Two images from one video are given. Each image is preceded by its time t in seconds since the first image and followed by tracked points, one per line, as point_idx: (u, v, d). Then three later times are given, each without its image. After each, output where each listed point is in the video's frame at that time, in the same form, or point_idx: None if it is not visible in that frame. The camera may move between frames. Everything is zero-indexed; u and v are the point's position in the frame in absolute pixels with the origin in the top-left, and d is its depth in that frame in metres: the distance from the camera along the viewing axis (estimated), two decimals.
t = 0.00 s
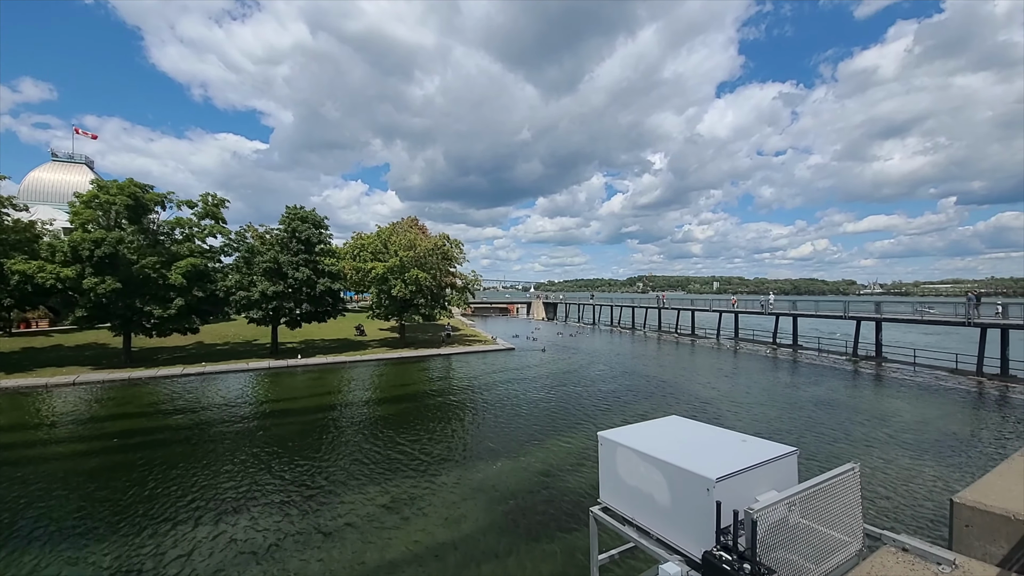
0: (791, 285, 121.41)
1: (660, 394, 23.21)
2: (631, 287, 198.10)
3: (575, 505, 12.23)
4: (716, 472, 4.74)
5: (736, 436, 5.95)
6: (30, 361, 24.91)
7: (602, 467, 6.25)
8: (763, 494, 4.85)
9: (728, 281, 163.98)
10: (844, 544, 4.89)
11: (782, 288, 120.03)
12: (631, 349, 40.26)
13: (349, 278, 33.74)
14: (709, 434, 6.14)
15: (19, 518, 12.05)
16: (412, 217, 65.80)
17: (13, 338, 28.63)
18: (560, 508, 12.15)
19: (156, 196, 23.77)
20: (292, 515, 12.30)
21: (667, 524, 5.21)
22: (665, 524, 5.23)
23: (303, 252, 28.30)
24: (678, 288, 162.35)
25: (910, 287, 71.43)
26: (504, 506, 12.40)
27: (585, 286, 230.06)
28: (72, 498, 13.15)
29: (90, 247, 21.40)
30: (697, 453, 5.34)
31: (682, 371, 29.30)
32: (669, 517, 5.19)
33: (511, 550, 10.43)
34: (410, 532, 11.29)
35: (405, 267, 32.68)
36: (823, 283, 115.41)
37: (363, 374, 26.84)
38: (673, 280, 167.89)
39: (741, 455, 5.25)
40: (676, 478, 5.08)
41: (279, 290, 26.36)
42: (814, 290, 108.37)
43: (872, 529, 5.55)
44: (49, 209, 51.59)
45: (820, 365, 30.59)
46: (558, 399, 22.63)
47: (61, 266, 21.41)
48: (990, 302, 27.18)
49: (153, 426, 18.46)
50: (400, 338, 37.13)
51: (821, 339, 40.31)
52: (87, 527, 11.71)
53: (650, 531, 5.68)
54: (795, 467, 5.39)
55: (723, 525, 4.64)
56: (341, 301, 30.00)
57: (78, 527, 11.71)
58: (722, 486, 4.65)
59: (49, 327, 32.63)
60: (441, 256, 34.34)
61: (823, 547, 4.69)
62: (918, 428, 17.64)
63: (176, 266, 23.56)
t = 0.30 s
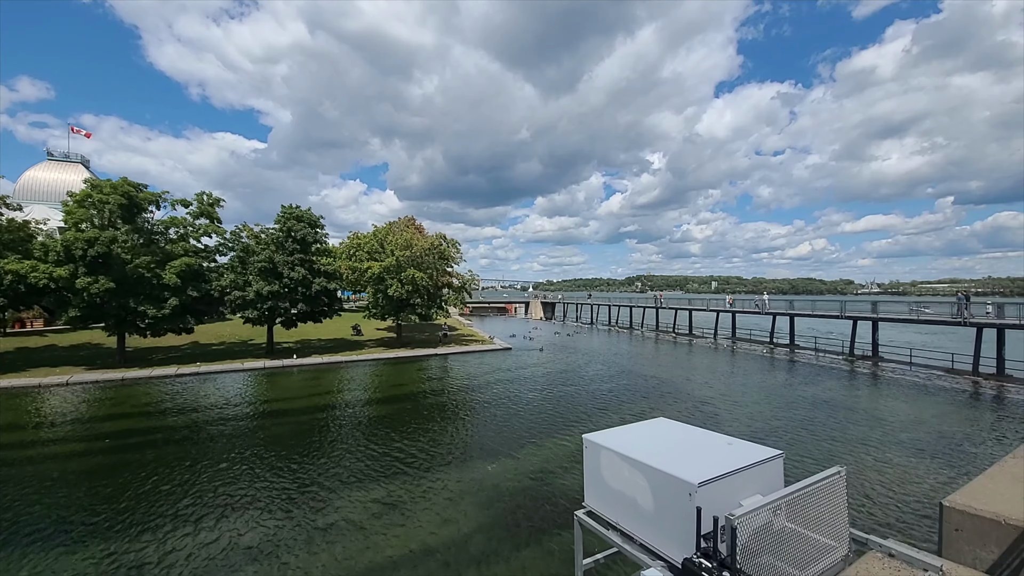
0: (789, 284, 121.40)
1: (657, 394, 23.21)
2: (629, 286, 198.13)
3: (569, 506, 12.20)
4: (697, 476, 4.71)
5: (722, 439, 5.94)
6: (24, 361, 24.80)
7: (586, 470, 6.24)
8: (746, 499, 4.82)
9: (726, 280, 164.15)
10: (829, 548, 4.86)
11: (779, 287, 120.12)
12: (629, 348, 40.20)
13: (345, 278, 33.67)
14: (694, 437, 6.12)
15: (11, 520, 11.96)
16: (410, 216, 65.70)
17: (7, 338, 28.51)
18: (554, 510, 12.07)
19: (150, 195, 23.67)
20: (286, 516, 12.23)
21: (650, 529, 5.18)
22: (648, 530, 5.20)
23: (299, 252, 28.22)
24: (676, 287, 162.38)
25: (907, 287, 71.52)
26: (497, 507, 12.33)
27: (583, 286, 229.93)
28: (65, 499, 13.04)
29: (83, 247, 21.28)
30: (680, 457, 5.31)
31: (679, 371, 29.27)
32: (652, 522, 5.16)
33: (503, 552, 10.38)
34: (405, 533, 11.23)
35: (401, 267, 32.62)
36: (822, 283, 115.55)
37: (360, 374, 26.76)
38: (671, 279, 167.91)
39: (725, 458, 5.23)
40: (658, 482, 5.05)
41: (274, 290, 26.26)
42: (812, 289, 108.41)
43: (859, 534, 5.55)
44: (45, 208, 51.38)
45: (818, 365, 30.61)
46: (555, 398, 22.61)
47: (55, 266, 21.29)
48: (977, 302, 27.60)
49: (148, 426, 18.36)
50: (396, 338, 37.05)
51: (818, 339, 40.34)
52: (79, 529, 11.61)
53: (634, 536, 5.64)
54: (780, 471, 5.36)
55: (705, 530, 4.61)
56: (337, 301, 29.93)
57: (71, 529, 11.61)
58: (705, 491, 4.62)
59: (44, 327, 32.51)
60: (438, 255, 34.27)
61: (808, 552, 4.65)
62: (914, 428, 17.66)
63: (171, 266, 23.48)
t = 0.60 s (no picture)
0: (787, 285, 121.51)
1: (654, 395, 23.15)
2: (628, 286, 198.19)
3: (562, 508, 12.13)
4: (680, 482, 4.65)
5: (709, 442, 5.89)
6: (17, 362, 24.66)
7: (571, 473, 6.21)
8: (731, 506, 4.75)
9: (724, 281, 164.32)
10: (816, 555, 4.80)
11: (777, 288, 120.08)
12: (627, 349, 40.13)
13: (342, 279, 33.58)
14: (682, 440, 6.07)
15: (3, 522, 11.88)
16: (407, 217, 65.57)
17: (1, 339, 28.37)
18: (547, 513, 11.96)
19: (144, 195, 23.59)
20: (281, 517, 12.18)
21: (633, 534, 5.14)
22: (632, 536, 5.15)
23: (294, 252, 28.11)
24: (674, 288, 162.41)
25: (904, 287, 71.64)
26: (490, 509, 12.24)
27: (582, 286, 230.06)
28: (57, 501, 12.95)
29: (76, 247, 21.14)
30: (665, 461, 5.26)
31: (676, 372, 29.22)
32: (636, 527, 5.11)
33: (495, 554, 10.27)
34: (399, 534, 11.18)
35: (398, 267, 32.52)
36: (819, 283, 115.65)
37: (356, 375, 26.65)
38: (669, 279, 167.90)
39: (711, 463, 5.18)
40: (642, 487, 5.00)
41: (269, 290, 26.15)
42: (810, 289, 108.38)
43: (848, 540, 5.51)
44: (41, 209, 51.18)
45: (815, 365, 30.59)
46: (553, 399, 22.56)
47: (48, 266, 21.16)
48: (966, 302, 28.08)
49: (142, 427, 18.26)
50: (393, 338, 36.94)
51: (815, 339, 40.35)
52: (71, 531, 11.52)
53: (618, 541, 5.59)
54: (767, 475, 5.31)
55: (686, 538, 4.55)
56: (333, 301, 29.83)
57: (63, 530, 11.53)
58: (688, 496, 4.56)
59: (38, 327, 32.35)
60: (435, 256, 34.16)
61: (793, 558, 4.59)
62: (910, 428, 17.62)
63: (165, 266, 23.40)
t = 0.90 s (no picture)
0: (785, 284, 121.53)
1: (651, 395, 23.10)
2: (626, 286, 198.20)
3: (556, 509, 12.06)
4: (663, 488, 4.59)
5: (696, 447, 5.84)
6: (10, 362, 24.52)
7: (555, 477, 6.17)
8: (716, 513, 4.71)
9: (722, 280, 164.48)
10: (806, 561, 4.75)
11: (775, 288, 120.07)
12: (625, 348, 40.06)
13: (338, 278, 33.48)
14: (669, 444, 6.03)
15: None
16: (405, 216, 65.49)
17: None
18: (541, 514, 11.90)
19: (137, 194, 23.47)
20: (276, 518, 12.12)
21: (616, 542, 5.09)
22: (614, 544, 5.11)
23: (290, 252, 28.01)
24: (673, 287, 162.48)
25: (902, 287, 71.70)
26: (484, 511, 12.15)
27: (580, 286, 229.93)
28: (54, 501, 12.90)
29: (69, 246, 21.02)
30: (650, 466, 5.22)
31: (674, 371, 29.17)
32: (618, 535, 5.07)
33: (488, 556, 10.18)
34: (395, 535, 11.12)
35: (394, 267, 32.44)
36: (817, 283, 115.65)
37: (353, 375, 26.54)
38: (668, 279, 167.93)
39: (697, 468, 5.13)
40: (624, 492, 4.96)
41: (263, 290, 26.03)
42: (808, 289, 108.28)
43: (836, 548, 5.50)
44: (36, 208, 50.92)
45: (812, 365, 30.60)
46: (550, 398, 22.51)
47: (40, 266, 21.02)
48: (956, 300, 28.27)
49: (138, 428, 18.18)
50: (390, 338, 36.86)
51: (812, 339, 40.31)
52: (66, 531, 11.45)
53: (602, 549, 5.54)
54: (756, 480, 5.27)
55: (669, 546, 4.51)
56: (329, 301, 29.74)
57: (59, 531, 11.47)
58: (671, 503, 4.51)
59: (32, 327, 32.18)
60: (431, 255, 34.06)
61: (782, 564, 4.54)
62: (906, 429, 17.60)
63: (158, 265, 23.30)
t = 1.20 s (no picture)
0: (784, 284, 121.50)
1: (648, 395, 23.06)
2: (625, 286, 198.16)
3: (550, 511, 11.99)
4: (646, 497, 4.53)
5: (683, 452, 5.78)
6: (5, 362, 24.44)
7: (540, 482, 6.13)
8: (703, 521, 4.65)
9: (721, 280, 164.56)
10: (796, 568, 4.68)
11: (775, 287, 119.97)
12: (623, 348, 39.98)
13: (335, 279, 33.43)
14: (655, 449, 5.96)
15: None
16: (402, 216, 65.36)
17: None
18: (535, 517, 11.80)
19: (132, 194, 23.36)
20: (270, 519, 12.06)
21: (598, 550, 5.03)
22: (596, 552, 5.05)
23: (285, 252, 27.91)
24: (672, 287, 162.46)
25: (901, 287, 71.61)
26: (478, 513, 12.04)
27: (579, 286, 229.75)
28: (49, 502, 12.86)
29: (62, 246, 20.92)
30: (634, 472, 5.15)
31: (671, 372, 29.14)
32: (600, 543, 5.01)
33: (480, 560, 10.07)
34: (389, 537, 11.03)
35: (391, 267, 32.37)
36: (816, 283, 115.63)
37: (350, 376, 26.48)
38: (667, 279, 167.90)
39: (682, 475, 5.07)
40: (607, 500, 4.89)
41: (259, 290, 25.96)
42: (807, 289, 108.15)
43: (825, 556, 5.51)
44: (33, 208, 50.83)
45: (810, 365, 30.59)
46: (547, 399, 22.48)
47: (34, 266, 20.93)
48: (949, 300, 28.35)
49: (134, 428, 18.13)
50: (387, 338, 36.78)
51: (810, 339, 40.30)
52: (60, 532, 11.41)
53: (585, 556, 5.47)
54: (744, 486, 5.22)
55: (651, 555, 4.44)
56: (325, 301, 29.65)
57: (53, 532, 11.43)
58: (654, 511, 4.45)
59: (28, 327, 32.12)
60: (428, 255, 33.99)
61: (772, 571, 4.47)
62: (903, 429, 17.56)
63: (153, 265, 23.21)
